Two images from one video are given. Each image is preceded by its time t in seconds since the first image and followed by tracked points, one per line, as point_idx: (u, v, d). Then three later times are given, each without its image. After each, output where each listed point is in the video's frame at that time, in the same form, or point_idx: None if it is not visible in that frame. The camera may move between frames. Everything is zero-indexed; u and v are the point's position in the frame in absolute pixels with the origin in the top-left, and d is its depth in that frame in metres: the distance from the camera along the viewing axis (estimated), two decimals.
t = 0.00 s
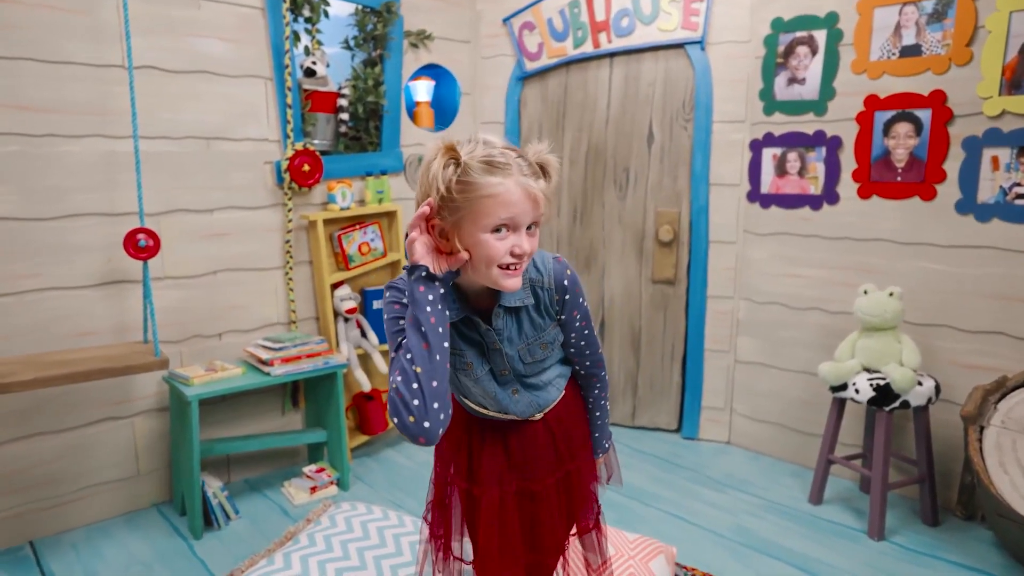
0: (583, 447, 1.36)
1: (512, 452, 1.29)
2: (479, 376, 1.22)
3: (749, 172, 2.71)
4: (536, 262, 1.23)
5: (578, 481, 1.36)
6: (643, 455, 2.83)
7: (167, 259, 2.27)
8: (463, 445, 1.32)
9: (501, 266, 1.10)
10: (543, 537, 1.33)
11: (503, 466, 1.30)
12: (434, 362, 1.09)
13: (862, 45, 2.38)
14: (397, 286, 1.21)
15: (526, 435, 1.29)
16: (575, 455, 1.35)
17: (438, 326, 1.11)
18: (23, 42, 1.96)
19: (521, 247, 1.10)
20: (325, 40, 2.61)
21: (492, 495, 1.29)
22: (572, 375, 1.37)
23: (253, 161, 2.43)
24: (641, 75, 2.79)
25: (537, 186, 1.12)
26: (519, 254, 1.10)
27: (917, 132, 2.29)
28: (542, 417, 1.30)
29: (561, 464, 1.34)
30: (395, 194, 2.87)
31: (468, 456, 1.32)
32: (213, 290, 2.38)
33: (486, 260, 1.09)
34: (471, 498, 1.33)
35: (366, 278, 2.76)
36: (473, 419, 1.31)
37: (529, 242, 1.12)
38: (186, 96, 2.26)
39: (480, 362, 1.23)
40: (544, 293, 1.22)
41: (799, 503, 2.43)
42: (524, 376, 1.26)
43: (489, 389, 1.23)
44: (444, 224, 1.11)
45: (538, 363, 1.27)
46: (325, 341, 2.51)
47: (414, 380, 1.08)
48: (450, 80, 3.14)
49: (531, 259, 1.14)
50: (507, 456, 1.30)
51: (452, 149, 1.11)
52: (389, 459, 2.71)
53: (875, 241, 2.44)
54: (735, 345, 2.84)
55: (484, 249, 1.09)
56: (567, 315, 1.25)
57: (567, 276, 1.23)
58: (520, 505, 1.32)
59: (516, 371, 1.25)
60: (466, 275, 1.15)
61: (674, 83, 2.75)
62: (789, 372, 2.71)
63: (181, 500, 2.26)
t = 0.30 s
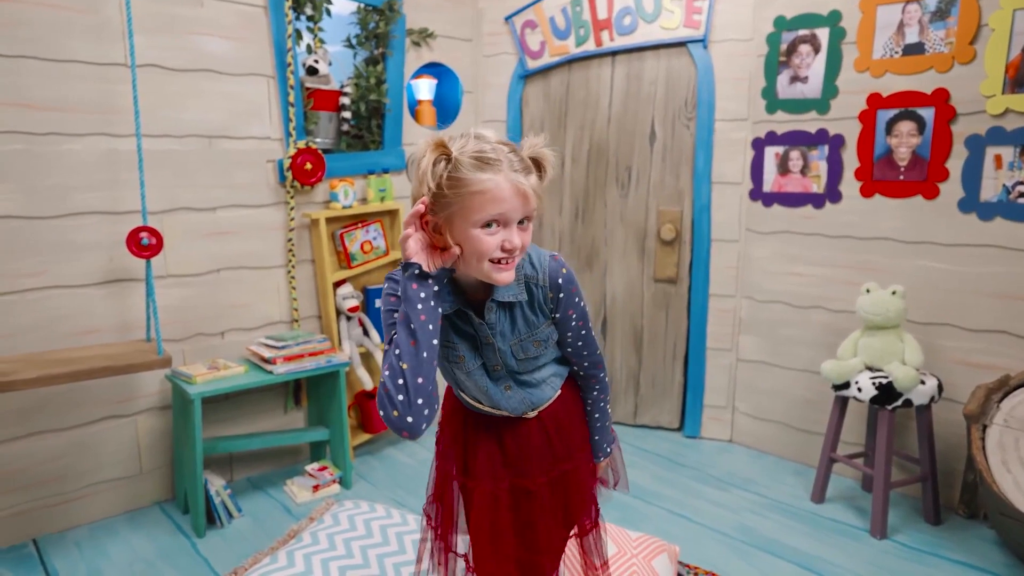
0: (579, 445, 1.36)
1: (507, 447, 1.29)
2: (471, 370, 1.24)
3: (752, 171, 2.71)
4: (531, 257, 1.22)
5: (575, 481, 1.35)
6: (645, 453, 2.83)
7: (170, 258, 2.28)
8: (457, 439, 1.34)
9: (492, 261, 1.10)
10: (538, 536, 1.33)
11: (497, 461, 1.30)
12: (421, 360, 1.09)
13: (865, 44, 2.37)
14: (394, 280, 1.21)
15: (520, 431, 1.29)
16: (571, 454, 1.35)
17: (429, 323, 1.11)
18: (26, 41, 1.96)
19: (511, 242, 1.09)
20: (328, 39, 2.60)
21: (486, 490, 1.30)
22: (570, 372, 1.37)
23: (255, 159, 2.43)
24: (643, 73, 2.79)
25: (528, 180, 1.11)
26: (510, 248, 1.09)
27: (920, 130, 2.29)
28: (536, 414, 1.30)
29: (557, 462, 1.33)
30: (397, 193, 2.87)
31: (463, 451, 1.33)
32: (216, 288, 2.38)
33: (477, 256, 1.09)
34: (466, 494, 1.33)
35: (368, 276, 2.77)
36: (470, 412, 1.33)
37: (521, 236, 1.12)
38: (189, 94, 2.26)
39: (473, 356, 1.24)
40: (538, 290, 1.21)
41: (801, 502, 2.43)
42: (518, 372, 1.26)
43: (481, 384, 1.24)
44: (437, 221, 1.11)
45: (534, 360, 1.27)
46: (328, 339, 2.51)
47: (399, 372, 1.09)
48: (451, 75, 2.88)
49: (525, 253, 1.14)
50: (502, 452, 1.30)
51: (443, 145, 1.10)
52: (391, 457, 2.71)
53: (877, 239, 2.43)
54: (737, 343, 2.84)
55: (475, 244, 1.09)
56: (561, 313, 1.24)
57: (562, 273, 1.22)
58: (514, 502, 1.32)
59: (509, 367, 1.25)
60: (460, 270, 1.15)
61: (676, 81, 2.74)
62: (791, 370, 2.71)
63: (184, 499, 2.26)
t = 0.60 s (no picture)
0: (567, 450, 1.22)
1: (485, 433, 1.19)
2: (473, 321, 1.13)
3: (754, 171, 2.71)
4: (555, 217, 1.20)
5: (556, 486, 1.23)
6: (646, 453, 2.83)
7: (172, 258, 2.28)
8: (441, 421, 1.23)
9: (502, 187, 1.05)
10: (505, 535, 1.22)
11: (473, 447, 1.20)
12: (404, 302, 0.99)
13: (867, 43, 2.37)
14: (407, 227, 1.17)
15: (502, 416, 1.18)
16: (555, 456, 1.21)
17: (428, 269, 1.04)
18: (28, 40, 1.96)
19: (523, 168, 1.04)
20: (329, 38, 2.61)
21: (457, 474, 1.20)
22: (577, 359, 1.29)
23: (257, 159, 2.43)
24: (645, 73, 2.79)
25: (548, 113, 1.07)
26: (520, 174, 1.04)
27: (922, 130, 2.29)
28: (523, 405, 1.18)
29: (536, 461, 1.20)
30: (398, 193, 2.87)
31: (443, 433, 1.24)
32: (217, 288, 2.38)
33: (488, 182, 1.05)
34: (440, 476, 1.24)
35: (370, 276, 2.77)
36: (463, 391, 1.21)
37: (537, 168, 1.07)
38: (191, 94, 2.26)
39: (478, 306, 1.14)
40: (561, 245, 1.17)
41: (803, 501, 2.43)
42: (523, 338, 1.17)
43: (479, 340, 1.14)
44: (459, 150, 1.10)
45: (540, 329, 1.17)
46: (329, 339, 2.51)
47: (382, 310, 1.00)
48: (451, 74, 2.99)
49: (542, 188, 1.08)
50: (480, 439, 1.20)
51: (471, 74, 1.09)
52: (392, 457, 2.72)
53: (879, 239, 2.43)
54: (739, 343, 2.84)
55: (487, 168, 1.05)
56: (581, 278, 1.20)
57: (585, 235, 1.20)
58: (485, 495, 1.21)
59: (514, 331, 1.15)
60: (478, 205, 1.11)
61: (678, 80, 2.74)
62: (792, 370, 2.71)
63: (186, 498, 2.26)
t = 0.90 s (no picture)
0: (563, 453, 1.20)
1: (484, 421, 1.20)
2: (486, 285, 1.14)
3: (755, 171, 2.71)
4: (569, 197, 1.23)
5: (545, 488, 1.19)
6: (649, 454, 2.83)
7: (175, 258, 2.28)
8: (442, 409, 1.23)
9: (509, 161, 1.11)
10: (490, 523, 1.21)
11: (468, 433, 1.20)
12: (432, 218, 1.03)
13: (869, 44, 2.37)
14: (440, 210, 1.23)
15: (504, 394, 1.19)
16: (549, 454, 1.19)
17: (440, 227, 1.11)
18: (32, 41, 1.96)
19: (524, 143, 1.10)
20: (332, 39, 2.62)
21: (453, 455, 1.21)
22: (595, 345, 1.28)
23: (260, 160, 2.43)
24: (647, 74, 2.79)
25: (552, 93, 1.12)
26: (523, 150, 1.10)
27: (925, 131, 2.29)
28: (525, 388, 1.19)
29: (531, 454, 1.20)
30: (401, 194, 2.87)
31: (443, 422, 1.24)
32: (220, 288, 2.39)
33: (496, 157, 1.12)
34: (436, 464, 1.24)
35: (372, 277, 2.77)
36: (473, 372, 1.20)
37: (543, 144, 1.11)
38: (194, 95, 2.26)
39: (493, 272, 1.14)
40: (570, 217, 1.18)
41: (805, 502, 2.43)
42: (533, 307, 1.15)
43: (490, 305, 1.14)
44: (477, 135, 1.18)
45: (551, 298, 1.15)
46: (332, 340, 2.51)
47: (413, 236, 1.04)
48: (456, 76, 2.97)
49: (549, 165, 1.12)
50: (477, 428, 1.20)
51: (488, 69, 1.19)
52: (394, 458, 2.72)
53: (881, 240, 2.43)
54: (741, 344, 2.84)
55: (495, 146, 1.12)
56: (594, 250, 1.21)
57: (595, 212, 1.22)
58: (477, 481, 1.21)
59: (525, 300, 1.14)
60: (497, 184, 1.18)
61: (680, 80, 2.74)
62: (794, 371, 2.71)
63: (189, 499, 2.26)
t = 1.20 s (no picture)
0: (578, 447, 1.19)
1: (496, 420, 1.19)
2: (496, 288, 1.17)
3: (757, 172, 2.71)
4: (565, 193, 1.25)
5: (564, 484, 1.18)
6: (651, 455, 2.83)
7: (177, 259, 2.28)
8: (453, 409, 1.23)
9: (508, 169, 1.12)
10: (510, 523, 1.20)
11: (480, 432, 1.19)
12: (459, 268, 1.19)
13: (871, 44, 2.37)
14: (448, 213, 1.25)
15: (516, 393, 1.19)
16: (565, 450, 1.18)
17: (455, 245, 1.14)
18: (35, 42, 1.97)
19: (525, 152, 1.11)
20: (334, 40, 2.64)
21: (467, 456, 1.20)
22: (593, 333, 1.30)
23: (262, 160, 2.43)
24: (649, 75, 2.79)
25: (554, 100, 1.12)
26: (523, 158, 1.11)
27: (927, 131, 2.29)
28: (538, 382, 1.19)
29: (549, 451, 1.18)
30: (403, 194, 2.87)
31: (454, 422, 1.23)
32: (222, 289, 2.39)
33: (497, 162, 1.13)
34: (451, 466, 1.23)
35: (374, 278, 2.77)
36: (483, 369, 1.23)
37: (543, 152, 1.13)
38: (196, 96, 2.27)
39: (503, 274, 1.17)
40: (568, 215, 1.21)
41: (807, 503, 2.42)
42: (542, 308, 1.18)
43: (502, 307, 1.17)
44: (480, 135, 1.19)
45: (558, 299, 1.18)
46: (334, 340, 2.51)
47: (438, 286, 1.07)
48: (457, 78, 3.03)
49: (549, 172, 1.14)
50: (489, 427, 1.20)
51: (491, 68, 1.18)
52: (396, 458, 2.72)
53: (883, 241, 2.43)
54: (743, 344, 2.84)
55: (496, 152, 1.13)
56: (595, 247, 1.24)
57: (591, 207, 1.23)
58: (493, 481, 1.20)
59: (533, 301, 1.17)
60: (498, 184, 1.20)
61: (682, 81, 2.74)
62: (796, 372, 2.71)
63: (190, 499, 2.27)
